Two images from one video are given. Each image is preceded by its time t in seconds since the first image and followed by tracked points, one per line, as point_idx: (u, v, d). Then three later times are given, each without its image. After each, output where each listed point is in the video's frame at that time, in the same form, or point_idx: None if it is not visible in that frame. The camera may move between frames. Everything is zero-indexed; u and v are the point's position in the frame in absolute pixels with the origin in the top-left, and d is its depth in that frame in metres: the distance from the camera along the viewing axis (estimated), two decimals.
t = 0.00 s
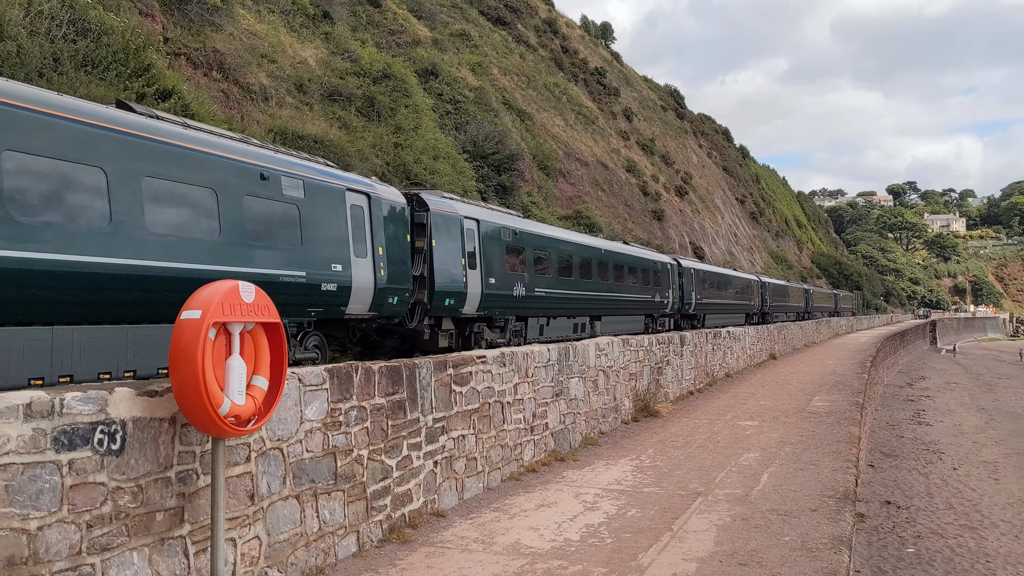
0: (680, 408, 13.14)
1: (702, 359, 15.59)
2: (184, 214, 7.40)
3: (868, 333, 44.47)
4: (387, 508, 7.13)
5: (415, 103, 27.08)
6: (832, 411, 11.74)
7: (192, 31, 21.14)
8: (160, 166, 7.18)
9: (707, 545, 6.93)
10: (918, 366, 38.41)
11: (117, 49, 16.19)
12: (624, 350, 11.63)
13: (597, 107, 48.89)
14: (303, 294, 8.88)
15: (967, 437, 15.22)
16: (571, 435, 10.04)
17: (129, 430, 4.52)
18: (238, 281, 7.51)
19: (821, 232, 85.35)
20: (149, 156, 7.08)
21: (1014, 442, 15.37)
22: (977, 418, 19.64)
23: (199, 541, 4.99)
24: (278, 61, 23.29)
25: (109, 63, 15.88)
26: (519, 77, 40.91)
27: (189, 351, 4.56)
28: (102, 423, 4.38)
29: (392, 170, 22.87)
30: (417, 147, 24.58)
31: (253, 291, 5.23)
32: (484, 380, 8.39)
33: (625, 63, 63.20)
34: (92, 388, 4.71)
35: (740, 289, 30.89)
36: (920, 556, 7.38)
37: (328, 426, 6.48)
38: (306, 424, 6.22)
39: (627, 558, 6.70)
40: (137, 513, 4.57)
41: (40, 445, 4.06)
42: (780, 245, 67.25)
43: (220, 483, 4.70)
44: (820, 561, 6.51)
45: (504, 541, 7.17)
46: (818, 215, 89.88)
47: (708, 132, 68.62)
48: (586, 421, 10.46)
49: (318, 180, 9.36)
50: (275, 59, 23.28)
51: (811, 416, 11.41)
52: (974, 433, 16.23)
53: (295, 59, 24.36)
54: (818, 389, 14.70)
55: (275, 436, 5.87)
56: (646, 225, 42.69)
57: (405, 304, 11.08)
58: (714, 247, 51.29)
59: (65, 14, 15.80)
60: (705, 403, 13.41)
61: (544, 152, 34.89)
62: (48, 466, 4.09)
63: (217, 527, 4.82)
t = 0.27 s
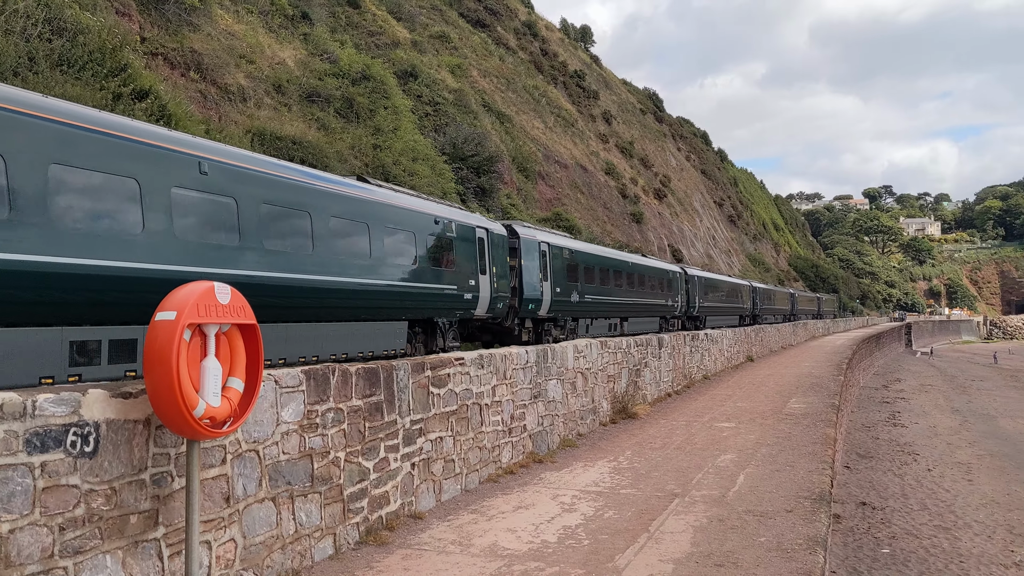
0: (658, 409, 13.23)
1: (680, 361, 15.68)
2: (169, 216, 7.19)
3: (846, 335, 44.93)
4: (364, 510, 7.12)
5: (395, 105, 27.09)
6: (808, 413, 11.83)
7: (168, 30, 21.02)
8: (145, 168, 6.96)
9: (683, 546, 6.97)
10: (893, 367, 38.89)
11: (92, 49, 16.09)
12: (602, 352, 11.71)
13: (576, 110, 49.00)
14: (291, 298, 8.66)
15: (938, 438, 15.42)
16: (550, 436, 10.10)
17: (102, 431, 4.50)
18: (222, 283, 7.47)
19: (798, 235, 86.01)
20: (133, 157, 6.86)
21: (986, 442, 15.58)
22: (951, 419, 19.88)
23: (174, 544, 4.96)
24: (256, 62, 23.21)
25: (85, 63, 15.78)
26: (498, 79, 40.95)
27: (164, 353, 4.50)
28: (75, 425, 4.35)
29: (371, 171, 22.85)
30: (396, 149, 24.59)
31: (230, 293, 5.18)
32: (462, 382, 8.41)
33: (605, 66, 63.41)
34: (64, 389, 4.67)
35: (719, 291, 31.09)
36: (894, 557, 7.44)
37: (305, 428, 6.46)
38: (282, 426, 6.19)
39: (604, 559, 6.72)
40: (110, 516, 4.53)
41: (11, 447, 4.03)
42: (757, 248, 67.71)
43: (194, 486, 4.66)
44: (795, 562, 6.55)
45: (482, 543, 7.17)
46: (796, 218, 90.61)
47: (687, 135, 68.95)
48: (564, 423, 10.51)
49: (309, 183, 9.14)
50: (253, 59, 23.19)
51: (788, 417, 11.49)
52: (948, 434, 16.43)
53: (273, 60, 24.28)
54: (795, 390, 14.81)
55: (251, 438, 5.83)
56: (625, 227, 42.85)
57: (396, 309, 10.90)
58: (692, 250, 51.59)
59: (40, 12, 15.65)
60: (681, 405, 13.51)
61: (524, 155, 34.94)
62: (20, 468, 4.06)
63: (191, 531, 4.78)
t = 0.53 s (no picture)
0: (638, 415, 13.29)
1: (660, 367, 15.74)
2: (155, 220, 7.20)
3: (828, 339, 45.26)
4: (342, 516, 7.08)
5: (377, 109, 27.07)
6: (787, 419, 11.89)
7: (149, 32, 20.90)
8: (132, 172, 6.99)
9: (662, 551, 6.98)
10: (872, 373, 39.24)
11: (72, 50, 15.98)
12: (582, 357, 11.77)
13: (558, 116, 49.14)
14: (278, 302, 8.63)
15: (913, 444, 15.57)
16: (529, 442, 10.13)
17: (77, 436, 4.46)
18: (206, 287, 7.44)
19: (778, 242, 86.61)
20: (120, 163, 6.92)
21: (961, 448, 15.74)
22: (929, 426, 20.07)
23: (150, 550, 4.92)
24: (237, 65, 23.14)
25: (64, 65, 15.67)
26: (481, 84, 41.00)
27: (141, 358, 4.45)
28: (50, 430, 4.30)
29: (353, 176, 22.80)
30: (378, 153, 24.59)
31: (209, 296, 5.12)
32: (442, 387, 8.41)
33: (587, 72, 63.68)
34: (38, 393, 4.62)
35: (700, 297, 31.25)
36: (872, 562, 7.48)
37: (283, 434, 6.42)
38: (261, 430, 6.15)
39: (583, 565, 6.73)
40: (86, 522, 4.49)
41: None
42: (738, 254, 68.14)
43: (171, 491, 4.63)
44: (773, 567, 6.58)
45: (461, 549, 7.16)
46: (775, 225, 91.22)
47: (668, 141, 69.33)
48: (543, 428, 10.54)
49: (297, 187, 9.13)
50: (234, 63, 23.11)
51: (767, 423, 11.56)
52: (926, 440, 16.58)
53: (254, 64, 24.21)
54: (774, 397, 14.90)
55: (229, 444, 5.79)
56: (608, 233, 42.98)
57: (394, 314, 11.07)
58: (673, 255, 51.84)
59: (18, 13, 15.50)
60: (661, 411, 13.58)
61: (506, 160, 34.98)
62: None
63: (168, 537, 4.75)
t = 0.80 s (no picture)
0: (618, 417, 13.34)
1: (641, 369, 15.81)
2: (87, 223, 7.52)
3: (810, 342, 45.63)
4: (321, 518, 7.04)
5: (358, 110, 27.04)
6: (766, 421, 11.96)
7: (129, 31, 20.74)
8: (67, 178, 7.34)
9: (640, 554, 6.99)
10: (850, 376, 39.61)
11: (50, 48, 15.82)
12: (563, 359, 11.81)
13: (539, 118, 49.22)
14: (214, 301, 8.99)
15: (888, 446, 15.71)
16: (509, 444, 10.14)
17: (53, 438, 4.41)
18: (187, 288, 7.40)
19: (758, 246, 87.12)
20: (53, 166, 7.24)
21: (937, 451, 15.88)
22: (906, 428, 20.26)
23: (126, 553, 4.89)
24: (218, 65, 23.01)
25: (42, 63, 15.49)
26: (463, 86, 40.98)
27: (118, 359, 4.38)
28: (25, 432, 4.25)
29: (334, 177, 22.77)
30: (358, 154, 24.56)
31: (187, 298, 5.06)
32: (422, 389, 8.42)
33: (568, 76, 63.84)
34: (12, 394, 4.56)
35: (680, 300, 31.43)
36: (850, 564, 7.52)
37: (262, 435, 6.37)
38: (239, 433, 6.11)
39: (563, 567, 6.73)
40: (61, 524, 4.45)
41: None
42: (718, 257, 68.56)
43: (148, 494, 4.59)
44: (751, 569, 6.61)
45: (440, 552, 7.14)
46: (755, 229, 91.79)
47: (649, 145, 69.63)
48: (524, 429, 10.56)
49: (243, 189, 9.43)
50: (215, 62, 22.98)
51: (746, 426, 11.61)
52: (903, 443, 16.72)
53: (235, 64, 24.09)
54: (753, 399, 14.98)
55: (207, 446, 5.74)
56: (589, 236, 43.09)
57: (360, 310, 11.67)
58: (654, 259, 52.04)
59: None
60: (640, 413, 13.64)
61: (487, 162, 35.02)
62: None
63: (145, 540, 4.71)
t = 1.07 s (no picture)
0: (601, 418, 13.38)
1: (624, 370, 15.86)
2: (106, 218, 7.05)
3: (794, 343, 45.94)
4: (303, 519, 7.02)
5: (341, 110, 26.97)
6: (748, 422, 12.02)
7: (110, 29, 20.58)
8: (71, 166, 6.68)
9: (623, 554, 7.01)
10: (831, 377, 39.95)
11: (30, 45, 15.67)
12: (546, 360, 11.84)
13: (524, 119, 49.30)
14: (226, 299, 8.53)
15: (865, 446, 15.85)
16: (492, 445, 10.15)
17: (32, 439, 4.37)
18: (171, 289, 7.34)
19: (740, 247, 87.57)
20: (47, 156, 6.44)
21: (917, 451, 16.02)
22: (886, 429, 20.43)
23: (106, 554, 4.85)
24: (200, 63, 22.91)
25: (22, 60, 15.34)
26: (447, 86, 40.95)
27: (97, 359, 4.32)
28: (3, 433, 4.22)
29: (317, 176, 22.73)
30: (341, 154, 24.53)
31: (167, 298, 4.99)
32: (405, 390, 8.41)
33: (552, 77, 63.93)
34: None
35: (663, 301, 31.54)
36: (831, 564, 7.56)
37: (243, 436, 6.33)
38: (220, 433, 6.07)
39: (545, 567, 6.74)
40: (40, 525, 4.41)
41: None
42: (701, 258, 68.89)
43: (128, 495, 4.55)
44: (733, 569, 6.64)
45: (423, 552, 7.13)
46: (738, 231, 92.25)
47: (632, 146, 69.87)
48: (507, 430, 10.57)
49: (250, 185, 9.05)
50: (197, 61, 22.88)
51: (728, 426, 11.66)
52: (883, 443, 16.85)
53: (217, 63, 23.99)
54: (736, 400, 15.05)
55: (188, 446, 5.71)
56: (572, 236, 43.18)
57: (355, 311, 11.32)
58: (637, 259, 52.23)
59: None
60: (623, 414, 13.69)
61: (471, 163, 35.03)
62: None
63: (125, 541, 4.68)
